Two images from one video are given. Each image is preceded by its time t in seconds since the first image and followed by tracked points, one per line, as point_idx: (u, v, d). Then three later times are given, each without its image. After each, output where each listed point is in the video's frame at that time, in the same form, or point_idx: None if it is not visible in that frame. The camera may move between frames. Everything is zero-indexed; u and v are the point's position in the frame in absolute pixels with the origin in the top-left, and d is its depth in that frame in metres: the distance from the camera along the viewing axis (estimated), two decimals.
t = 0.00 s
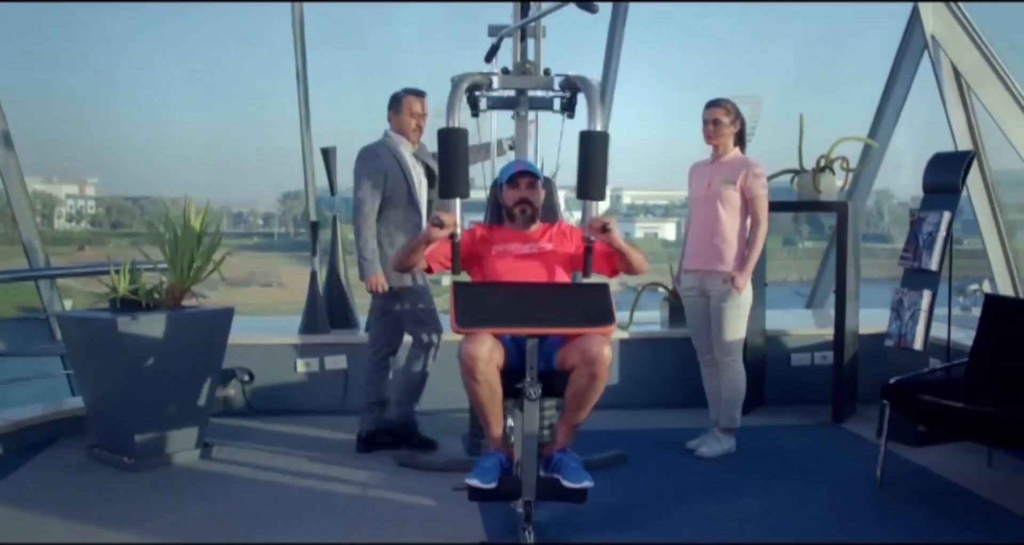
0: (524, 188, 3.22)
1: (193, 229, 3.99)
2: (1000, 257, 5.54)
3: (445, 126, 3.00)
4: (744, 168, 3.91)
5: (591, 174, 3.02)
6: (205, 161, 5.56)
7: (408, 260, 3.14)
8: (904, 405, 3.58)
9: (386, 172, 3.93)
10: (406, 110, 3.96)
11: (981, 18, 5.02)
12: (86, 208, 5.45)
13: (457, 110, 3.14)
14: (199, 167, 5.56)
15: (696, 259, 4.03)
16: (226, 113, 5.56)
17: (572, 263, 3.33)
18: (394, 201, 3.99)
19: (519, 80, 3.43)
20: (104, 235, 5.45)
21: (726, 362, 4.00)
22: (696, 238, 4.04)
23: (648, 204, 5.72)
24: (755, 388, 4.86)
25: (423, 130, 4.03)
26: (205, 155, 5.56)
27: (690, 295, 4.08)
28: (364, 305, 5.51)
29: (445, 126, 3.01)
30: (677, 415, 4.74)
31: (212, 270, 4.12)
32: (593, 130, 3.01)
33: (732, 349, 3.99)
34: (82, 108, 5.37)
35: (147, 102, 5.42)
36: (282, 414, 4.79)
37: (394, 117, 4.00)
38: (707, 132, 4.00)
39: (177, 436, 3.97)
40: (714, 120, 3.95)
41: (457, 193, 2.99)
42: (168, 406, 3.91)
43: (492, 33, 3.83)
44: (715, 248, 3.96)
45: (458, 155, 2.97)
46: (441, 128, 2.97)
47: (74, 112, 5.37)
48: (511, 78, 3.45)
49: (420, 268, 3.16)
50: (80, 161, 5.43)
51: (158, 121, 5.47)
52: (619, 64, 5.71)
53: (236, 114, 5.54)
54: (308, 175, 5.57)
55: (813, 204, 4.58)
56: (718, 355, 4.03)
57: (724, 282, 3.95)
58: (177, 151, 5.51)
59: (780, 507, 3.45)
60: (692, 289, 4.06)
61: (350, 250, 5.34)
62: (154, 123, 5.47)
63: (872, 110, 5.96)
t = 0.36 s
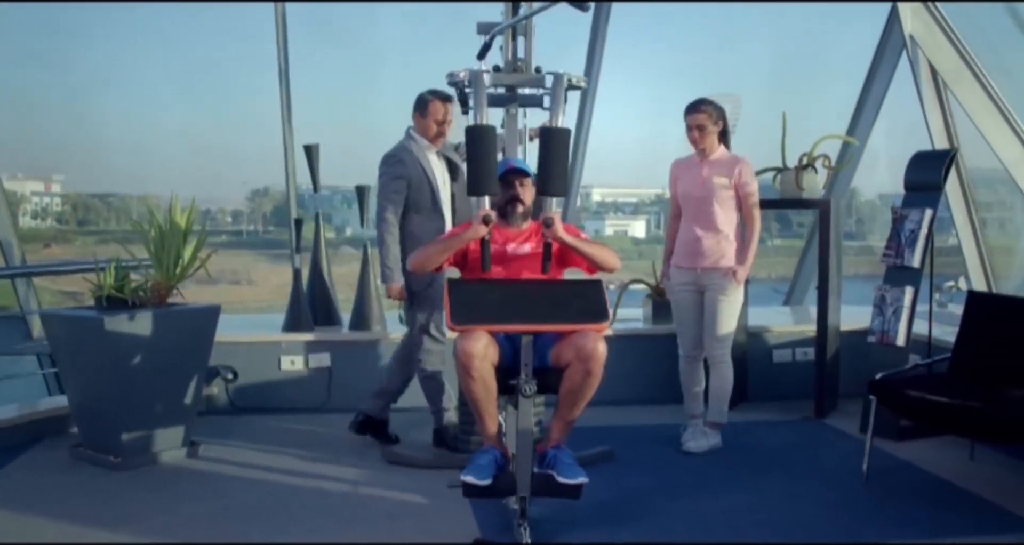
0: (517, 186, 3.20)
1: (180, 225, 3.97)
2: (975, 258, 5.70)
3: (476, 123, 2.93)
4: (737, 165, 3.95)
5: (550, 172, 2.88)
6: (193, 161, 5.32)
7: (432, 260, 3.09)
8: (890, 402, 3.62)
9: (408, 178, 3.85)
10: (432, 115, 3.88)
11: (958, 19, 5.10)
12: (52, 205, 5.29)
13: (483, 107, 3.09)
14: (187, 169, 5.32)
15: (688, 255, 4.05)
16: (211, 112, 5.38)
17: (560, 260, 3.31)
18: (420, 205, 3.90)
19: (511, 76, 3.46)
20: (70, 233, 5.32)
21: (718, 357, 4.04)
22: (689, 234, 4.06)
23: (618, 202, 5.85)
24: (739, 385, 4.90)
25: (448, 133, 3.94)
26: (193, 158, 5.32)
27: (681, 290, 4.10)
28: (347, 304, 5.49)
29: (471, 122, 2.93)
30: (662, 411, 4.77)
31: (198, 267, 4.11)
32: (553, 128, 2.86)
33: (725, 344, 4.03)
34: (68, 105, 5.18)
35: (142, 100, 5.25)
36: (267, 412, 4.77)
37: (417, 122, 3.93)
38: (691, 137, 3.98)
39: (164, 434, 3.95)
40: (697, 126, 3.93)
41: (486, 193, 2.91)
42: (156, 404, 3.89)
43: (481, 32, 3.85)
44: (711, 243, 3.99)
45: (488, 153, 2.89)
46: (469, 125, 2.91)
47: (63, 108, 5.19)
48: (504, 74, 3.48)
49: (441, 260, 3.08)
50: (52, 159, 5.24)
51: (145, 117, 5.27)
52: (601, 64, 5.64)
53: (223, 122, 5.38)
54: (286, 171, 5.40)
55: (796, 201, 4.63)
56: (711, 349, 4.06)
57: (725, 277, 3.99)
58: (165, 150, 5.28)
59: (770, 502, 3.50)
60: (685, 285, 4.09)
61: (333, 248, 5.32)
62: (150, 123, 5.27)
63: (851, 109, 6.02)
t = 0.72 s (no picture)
0: (509, 182, 3.24)
1: (162, 220, 3.94)
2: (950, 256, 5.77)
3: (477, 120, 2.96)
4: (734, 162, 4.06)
5: (536, 165, 2.91)
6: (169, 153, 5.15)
7: (438, 255, 3.16)
8: (874, 395, 3.65)
9: (416, 174, 3.86)
10: (441, 112, 3.85)
11: (934, 17, 5.20)
12: (16, 202, 4.87)
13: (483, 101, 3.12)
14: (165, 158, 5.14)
15: (692, 253, 4.07)
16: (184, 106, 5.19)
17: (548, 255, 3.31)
18: (428, 201, 3.91)
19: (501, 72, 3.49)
20: (32, 228, 4.91)
21: (728, 345, 4.15)
22: (694, 233, 4.07)
23: (587, 197, 5.85)
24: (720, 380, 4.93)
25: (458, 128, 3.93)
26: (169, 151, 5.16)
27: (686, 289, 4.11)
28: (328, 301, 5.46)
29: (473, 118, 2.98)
30: (645, 406, 4.80)
31: (182, 263, 4.08)
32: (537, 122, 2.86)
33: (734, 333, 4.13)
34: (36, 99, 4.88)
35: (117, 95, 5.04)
36: (249, 410, 4.75)
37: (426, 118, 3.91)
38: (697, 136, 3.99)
39: (148, 432, 3.91)
40: (710, 130, 3.95)
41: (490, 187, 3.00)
42: (141, 402, 3.85)
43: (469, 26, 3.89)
44: (721, 237, 4.07)
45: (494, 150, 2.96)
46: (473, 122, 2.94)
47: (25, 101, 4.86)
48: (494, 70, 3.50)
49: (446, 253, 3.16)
50: (16, 151, 4.83)
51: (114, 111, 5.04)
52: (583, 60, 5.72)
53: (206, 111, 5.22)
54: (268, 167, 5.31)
55: (777, 197, 4.68)
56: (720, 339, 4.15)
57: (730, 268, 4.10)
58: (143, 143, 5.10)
59: (755, 495, 3.52)
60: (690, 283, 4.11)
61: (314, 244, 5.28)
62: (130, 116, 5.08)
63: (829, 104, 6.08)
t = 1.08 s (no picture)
0: (498, 177, 3.26)
1: (148, 217, 3.91)
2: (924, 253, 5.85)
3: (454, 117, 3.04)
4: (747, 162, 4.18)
5: (546, 165, 3.06)
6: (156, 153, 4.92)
7: (407, 256, 3.17)
8: (861, 392, 3.69)
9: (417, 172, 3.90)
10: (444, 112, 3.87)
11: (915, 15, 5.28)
12: None
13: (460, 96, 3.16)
14: (148, 156, 4.90)
15: (728, 253, 4.11)
16: (171, 105, 4.97)
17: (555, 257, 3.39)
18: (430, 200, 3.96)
19: (491, 71, 3.44)
20: None
21: (740, 337, 4.26)
22: (731, 234, 4.12)
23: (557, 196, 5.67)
24: (704, 376, 4.97)
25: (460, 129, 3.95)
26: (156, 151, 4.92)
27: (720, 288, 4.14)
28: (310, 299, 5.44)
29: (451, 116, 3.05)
30: (629, 403, 4.82)
31: (167, 261, 4.04)
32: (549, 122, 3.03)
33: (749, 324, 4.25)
34: (25, 96, 4.76)
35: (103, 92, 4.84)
36: (232, 408, 4.73)
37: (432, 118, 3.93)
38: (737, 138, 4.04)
39: (134, 432, 3.88)
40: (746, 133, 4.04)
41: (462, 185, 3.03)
42: (126, 401, 3.82)
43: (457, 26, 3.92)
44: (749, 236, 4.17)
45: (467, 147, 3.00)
46: (447, 120, 3.02)
47: (15, 97, 4.76)
48: (484, 68, 3.46)
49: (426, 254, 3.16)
50: None
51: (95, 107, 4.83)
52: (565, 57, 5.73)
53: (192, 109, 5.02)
54: (248, 164, 5.21)
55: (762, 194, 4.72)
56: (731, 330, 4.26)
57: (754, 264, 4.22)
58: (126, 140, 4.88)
59: (744, 490, 3.55)
60: (723, 283, 4.15)
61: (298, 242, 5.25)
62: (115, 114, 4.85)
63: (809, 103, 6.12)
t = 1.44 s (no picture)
0: (491, 179, 3.25)
1: (135, 216, 3.89)
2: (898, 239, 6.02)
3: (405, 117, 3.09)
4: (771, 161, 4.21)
5: (581, 167, 3.25)
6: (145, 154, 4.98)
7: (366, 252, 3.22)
8: (847, 389, 3.72)
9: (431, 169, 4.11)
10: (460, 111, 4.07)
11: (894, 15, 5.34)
12: None
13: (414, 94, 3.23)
14: (135, 156, 4.95)
15: (759, 250, 4.13)
16: (149, 105, 4.98)
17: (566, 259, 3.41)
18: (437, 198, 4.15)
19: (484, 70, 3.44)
20: None
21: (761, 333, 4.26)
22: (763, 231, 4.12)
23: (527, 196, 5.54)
24: (688, 373, 5.01)
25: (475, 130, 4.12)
26: (143, 152, 4.97)
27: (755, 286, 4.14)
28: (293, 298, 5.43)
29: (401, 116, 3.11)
30: (614, 400, 4.84)
31: (153, 261, 4.01)
32: (585, 124, 3.23)
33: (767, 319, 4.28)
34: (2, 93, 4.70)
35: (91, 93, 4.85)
36: (216, 408, 4.69)
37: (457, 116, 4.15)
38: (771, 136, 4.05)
39: (121, 432, 3.85)
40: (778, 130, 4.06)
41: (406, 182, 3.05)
42: (113, 402, 3.79)
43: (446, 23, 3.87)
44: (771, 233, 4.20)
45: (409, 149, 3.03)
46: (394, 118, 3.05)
47: None
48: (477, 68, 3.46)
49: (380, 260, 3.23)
50: None
51: (80, 106, 4.82)
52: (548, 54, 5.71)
53: (179, 110, 5.05)
54: (229, 164, 5.15)
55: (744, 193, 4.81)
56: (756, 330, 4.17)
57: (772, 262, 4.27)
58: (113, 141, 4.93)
59: (734, 486, 3.58)
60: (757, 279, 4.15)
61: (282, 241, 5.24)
62: (104, 116, 4.89)
63: (788, 103, 6.18)
